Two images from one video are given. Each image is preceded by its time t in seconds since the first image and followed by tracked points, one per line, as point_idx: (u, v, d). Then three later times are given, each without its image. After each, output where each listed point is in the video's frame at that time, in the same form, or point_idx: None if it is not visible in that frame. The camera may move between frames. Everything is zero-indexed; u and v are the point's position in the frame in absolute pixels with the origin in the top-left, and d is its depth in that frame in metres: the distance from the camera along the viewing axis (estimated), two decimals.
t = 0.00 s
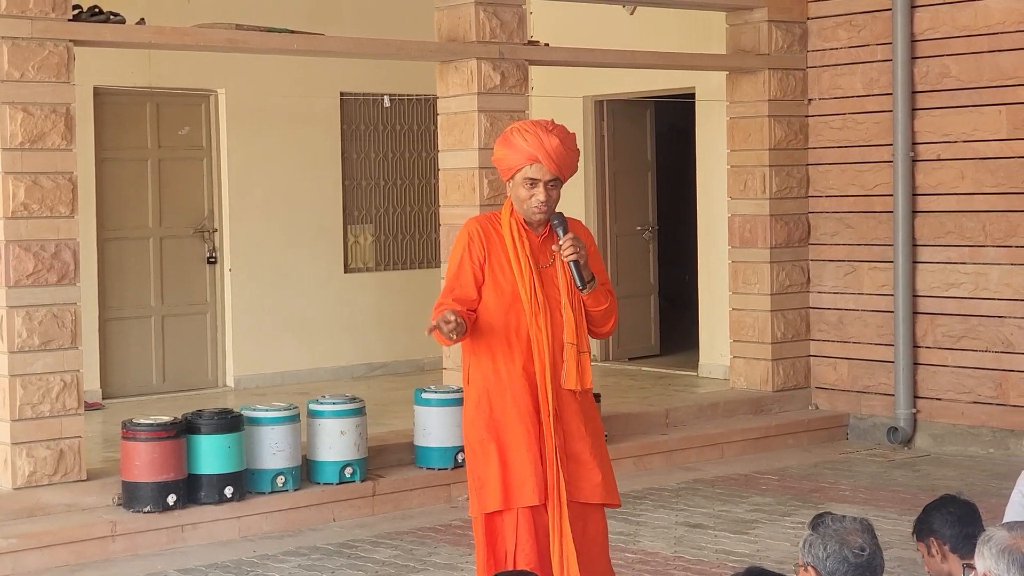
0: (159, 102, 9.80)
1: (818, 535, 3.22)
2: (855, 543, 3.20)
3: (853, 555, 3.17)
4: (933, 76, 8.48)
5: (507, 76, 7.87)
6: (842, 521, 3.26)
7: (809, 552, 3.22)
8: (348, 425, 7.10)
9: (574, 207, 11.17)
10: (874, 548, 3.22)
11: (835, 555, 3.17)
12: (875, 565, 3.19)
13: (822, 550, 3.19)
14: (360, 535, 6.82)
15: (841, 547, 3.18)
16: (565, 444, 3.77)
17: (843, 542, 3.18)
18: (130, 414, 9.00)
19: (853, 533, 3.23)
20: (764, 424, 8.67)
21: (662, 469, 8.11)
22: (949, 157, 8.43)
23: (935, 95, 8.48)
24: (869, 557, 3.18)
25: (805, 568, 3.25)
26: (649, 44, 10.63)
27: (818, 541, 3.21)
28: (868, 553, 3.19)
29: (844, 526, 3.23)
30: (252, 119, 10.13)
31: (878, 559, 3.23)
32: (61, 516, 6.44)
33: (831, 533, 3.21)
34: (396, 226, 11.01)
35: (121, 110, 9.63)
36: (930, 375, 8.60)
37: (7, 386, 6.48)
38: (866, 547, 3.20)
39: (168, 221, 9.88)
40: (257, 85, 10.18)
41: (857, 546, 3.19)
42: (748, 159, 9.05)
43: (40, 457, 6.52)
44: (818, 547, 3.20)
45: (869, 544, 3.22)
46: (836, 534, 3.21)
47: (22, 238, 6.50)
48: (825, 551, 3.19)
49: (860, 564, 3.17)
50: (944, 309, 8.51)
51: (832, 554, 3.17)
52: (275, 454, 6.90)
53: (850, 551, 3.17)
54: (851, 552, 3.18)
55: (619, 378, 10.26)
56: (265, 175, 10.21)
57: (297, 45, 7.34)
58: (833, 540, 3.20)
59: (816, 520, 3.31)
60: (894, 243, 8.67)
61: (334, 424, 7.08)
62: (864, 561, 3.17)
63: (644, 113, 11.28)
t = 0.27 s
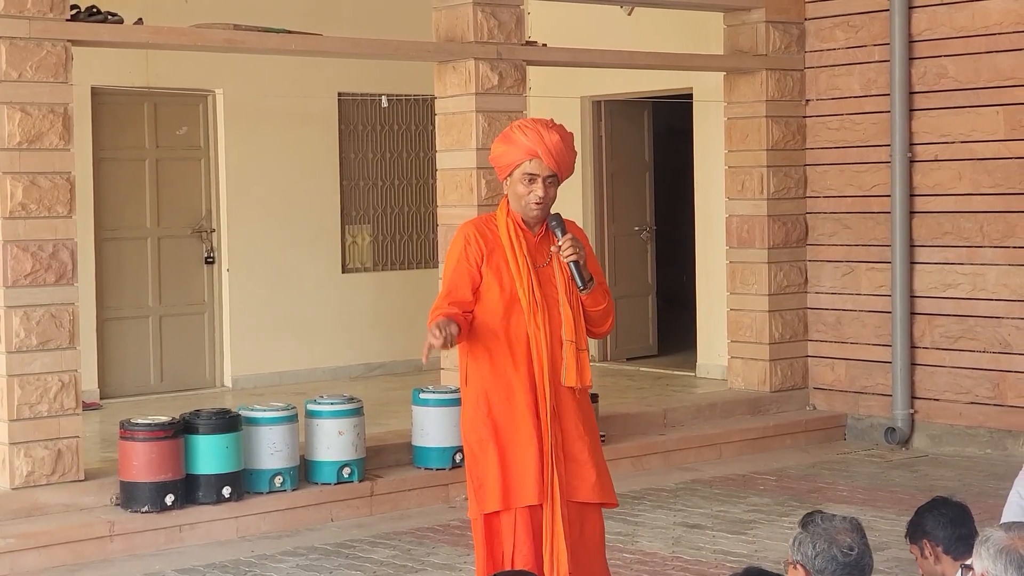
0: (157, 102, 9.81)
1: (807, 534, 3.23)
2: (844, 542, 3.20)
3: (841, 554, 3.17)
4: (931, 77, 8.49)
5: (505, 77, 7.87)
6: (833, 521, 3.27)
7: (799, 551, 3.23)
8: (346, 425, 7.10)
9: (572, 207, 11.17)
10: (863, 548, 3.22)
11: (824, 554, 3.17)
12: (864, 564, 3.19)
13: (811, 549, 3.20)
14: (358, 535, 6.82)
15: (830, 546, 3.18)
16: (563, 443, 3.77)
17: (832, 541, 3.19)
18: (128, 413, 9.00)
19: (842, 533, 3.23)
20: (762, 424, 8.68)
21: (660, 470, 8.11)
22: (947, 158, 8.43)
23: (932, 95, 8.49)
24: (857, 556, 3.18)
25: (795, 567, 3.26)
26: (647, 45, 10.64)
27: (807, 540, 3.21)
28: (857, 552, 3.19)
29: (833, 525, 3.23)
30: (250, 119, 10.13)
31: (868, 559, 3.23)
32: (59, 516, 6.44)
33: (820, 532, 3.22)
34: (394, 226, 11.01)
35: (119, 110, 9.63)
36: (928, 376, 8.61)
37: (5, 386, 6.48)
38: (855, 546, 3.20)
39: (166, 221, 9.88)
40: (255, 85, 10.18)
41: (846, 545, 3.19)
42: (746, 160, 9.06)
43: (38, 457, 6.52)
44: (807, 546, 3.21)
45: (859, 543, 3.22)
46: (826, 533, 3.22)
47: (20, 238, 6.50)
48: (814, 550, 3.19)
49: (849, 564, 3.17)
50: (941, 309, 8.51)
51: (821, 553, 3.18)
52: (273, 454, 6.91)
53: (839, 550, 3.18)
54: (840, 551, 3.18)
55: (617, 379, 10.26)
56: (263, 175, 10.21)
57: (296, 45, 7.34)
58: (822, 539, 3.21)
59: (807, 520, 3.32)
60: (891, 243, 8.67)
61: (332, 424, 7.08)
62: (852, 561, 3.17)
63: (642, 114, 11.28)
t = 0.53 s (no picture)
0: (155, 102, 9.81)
1: (789, 533, 3.24)
2: (824, 539, 3.21)
3: (822, 550, 3.19)
4: (928, 78, 8.50)
5: (503, 77, 7.88)
6: (813, 519, 3.28)
7: (781, 550, 3.24)
8: (342, 425, 7.10)
9: (569, 208, 11.17)
10: (844, 544, 3.23)
11: (805, 551, 3.19)
12: (846, 560, 3.20)
13: (793, 547, 3.21)
14: (354, 534, 6.83)
15: (811, 543, 3.20)
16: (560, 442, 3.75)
17: (813, 538, 3.20)
18: (125, 413, 9.01)
19: (823, 530, 3.25)
20: (758, 425, 8.68)
21: (656, 470, 8.11)
22: (943, 160, 8.44)
23: (929, 97, 8.50)
24: (838, 552, 3.19)
25: (778, 567, 3.27)
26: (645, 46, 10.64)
27: (789, 538, 3.23)
28: (838, 548, 3.21)
29: (814, 523, 3.25)
30: (247, 119, 10.13)
31: (850, 556, 3.24)
32: (56, 515, 6.44)
33: (801, 530, 3.23)
34: (391, 226, 11.02)
35: (117, 110, 9.64)
36: (924, 377, 8.62)
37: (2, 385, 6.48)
38: (836, 542, 3.21)
39: (163, 220, 9.89)
40: (253, 85, 10.19)
41: (826, 541, 3.20)
42: (743, 160, 9.07)
43: (34, 456, 6.53)
44: (789, 544, 3.22)
45: (839, 539, 3.24)
46: (807, 531, 3.23)
47: (17, 237, 6.51)
48: (796, 547, 3.21)
49: (830, 560, 3.18)
50: (938, 310, 8.52)
51: (802, 550, 3.19)
52: (270, 453, 6.91)
53: (820, 546, 3.19)
54: (821, 547, 3.19)
55: (613, 379, 10.26)
56: (260, 175, 10.21)
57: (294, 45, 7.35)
58: (803, 537, 3.22)
59: (789, 520, 3.33)
60: (888, 244, 8.68)
61: (328, 423, 7.08)
62: (834, 557, 3.18)
63: (639, 114, 11.29)
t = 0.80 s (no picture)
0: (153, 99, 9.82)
1: (764, 535, 3.24)
2: (799, 538, 3.21)
3: (797, 549, 3.19)
4: (926, 81, 8.50)
5: (501, 76, 7.88)
6: (787, 520, 3.28)
7: (757, 552, 3.23)
8: (338, 423, 7.10)
9: (566, 208, 11.18)
10: (819, 543, 3.23)
11: (780, 551, 3.18)
12: (821, 558, 3.19)
13: (768, 548, 3.20)
14: (348, 532, 6.83)
15: (785, 542, 3.19)
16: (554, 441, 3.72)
17: (787, 538, 3.20)
18: (121, 409, 9.01)
19: (797, 529, 3.25)
20: (753, 426, 8.69)
21: (651, 470, 8.11)
22: (941, 162, 8.45)
23: (927, 100, 8.50)
24: (813, 550, 3.19)
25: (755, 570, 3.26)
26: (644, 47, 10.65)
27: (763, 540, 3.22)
28: (812, 546, 3.20)
29: (787, 523, 3.25)
30: (245, 117, 10.13)
31: (825, 554, 3.23)
32: (50, 511, 6.44)
33: (775, 531, 3.23)
34: (388, 224, 11.02)
35: (115, 107, 9.65)
36: (920, 379, 8.62)
37: None
38: (810, 540, 3.22)
39: (160, 217, 9.89)
40: (251, 83, 10.19)
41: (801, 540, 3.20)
42: (740, 161, 9.08)
43: (29, 452, 6.53)
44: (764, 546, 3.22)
45: (814, 538, 3.24)
46: (781, 531, 3.23)
47: (14, 233, 6.51)
48: (771, 548, 3.20)
49: (805, 559, 3.18)
50: (934, 313, 8.53)
51: (777, 551, 3.19)
52: (265, 451, 6.91)
53: (795, 545, 3.19)
54: (796, 546, 3.19)
55: (609, 379, 10.27)
56: (257, 172, 10.21)
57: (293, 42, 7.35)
58: (777, 537, 3.22)
59: (764, 522, 3.33)
60: (885, 246, 8.69)
61: (324, 421, 7.08)
62: (808, 555, 3.18)
63: (637, 115, 11.31)
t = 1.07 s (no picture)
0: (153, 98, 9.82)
1: (748, 540, 3.20)
2: (783, 542, 3.16)
3: (782, 553, 3.15)
4: (925, 87, 8.51)
5: (500, 78, 7.88)
6: (773, 523, 3.23)
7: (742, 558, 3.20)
8: (334, 423, 7.11)
9: (565, 211, 11.18)
10: (804, 545, 3.19)
11: (764, 557, 3.14)
12: (805, 561, 3.16)
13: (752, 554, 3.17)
14: (344, 533, 6.83)
15: (769, 548, 3.15)
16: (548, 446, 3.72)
17: (771, 542, 3.16)
18: (117, 407, 9.02)
19: (782, 533, 3.20)
20: (749, 430, 8.69)
21: (647, 474, 8.12)
22: (939, 169, 8.45)
23: (926, 106, 8.51)
24: (797, 553, 3.15)
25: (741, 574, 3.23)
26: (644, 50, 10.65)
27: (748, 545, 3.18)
28: (796, 550, 3.16)
29: (772, 527, 3.20)
30: (244, 117, 10.13)
31: (811, 556, 3.19)
32: (46, 509, 6.44)
33: (760, 535, 3.19)
34: (386, 226, 11.02)
35: (114, 105, 9.65)
36: (916, 386, 8.62)
37: None
38: (794, 544, 3.17)
39: (158, 216, 9.89)
40: (250, 82, 10.19)
41: (785, 544, 3.16)
42: (739, 166, 9.09)
43: (25, 450, 6.53)
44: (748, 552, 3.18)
45: (799, 540, 3.19)
46: (765, 536, 3.18)
47: (13, 230, 6.51)
48: (755, 554, 3.17)
49: (790, 564, 3.14)
50: (931, 319, 8.53)
51: (762, 557, 3.15)
52: (261, 451, 6.91)
53: (779, 550, 3.15)
54: (780, 551, 3.15)
55: (606, 382, 10.27)
56: (256, 172, 10.22)
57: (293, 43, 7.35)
58: (761, 542, 3.17)
59: (749, 525, 3.28)
60: (883, 252, 8.69)
61: (320, 422, 7.08)
62: (793, 560, 3.14)
63: (636, 119, 11.31)
